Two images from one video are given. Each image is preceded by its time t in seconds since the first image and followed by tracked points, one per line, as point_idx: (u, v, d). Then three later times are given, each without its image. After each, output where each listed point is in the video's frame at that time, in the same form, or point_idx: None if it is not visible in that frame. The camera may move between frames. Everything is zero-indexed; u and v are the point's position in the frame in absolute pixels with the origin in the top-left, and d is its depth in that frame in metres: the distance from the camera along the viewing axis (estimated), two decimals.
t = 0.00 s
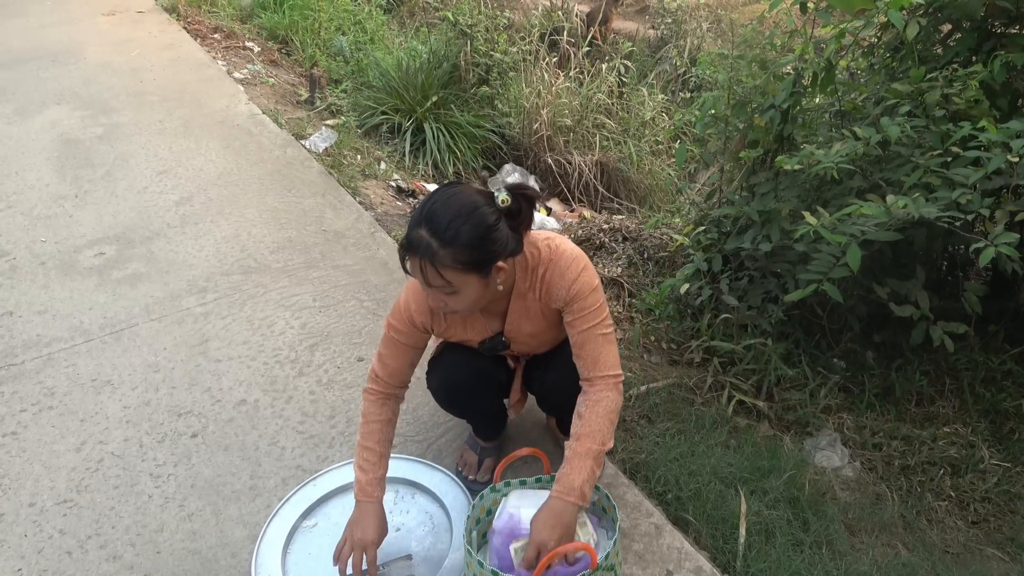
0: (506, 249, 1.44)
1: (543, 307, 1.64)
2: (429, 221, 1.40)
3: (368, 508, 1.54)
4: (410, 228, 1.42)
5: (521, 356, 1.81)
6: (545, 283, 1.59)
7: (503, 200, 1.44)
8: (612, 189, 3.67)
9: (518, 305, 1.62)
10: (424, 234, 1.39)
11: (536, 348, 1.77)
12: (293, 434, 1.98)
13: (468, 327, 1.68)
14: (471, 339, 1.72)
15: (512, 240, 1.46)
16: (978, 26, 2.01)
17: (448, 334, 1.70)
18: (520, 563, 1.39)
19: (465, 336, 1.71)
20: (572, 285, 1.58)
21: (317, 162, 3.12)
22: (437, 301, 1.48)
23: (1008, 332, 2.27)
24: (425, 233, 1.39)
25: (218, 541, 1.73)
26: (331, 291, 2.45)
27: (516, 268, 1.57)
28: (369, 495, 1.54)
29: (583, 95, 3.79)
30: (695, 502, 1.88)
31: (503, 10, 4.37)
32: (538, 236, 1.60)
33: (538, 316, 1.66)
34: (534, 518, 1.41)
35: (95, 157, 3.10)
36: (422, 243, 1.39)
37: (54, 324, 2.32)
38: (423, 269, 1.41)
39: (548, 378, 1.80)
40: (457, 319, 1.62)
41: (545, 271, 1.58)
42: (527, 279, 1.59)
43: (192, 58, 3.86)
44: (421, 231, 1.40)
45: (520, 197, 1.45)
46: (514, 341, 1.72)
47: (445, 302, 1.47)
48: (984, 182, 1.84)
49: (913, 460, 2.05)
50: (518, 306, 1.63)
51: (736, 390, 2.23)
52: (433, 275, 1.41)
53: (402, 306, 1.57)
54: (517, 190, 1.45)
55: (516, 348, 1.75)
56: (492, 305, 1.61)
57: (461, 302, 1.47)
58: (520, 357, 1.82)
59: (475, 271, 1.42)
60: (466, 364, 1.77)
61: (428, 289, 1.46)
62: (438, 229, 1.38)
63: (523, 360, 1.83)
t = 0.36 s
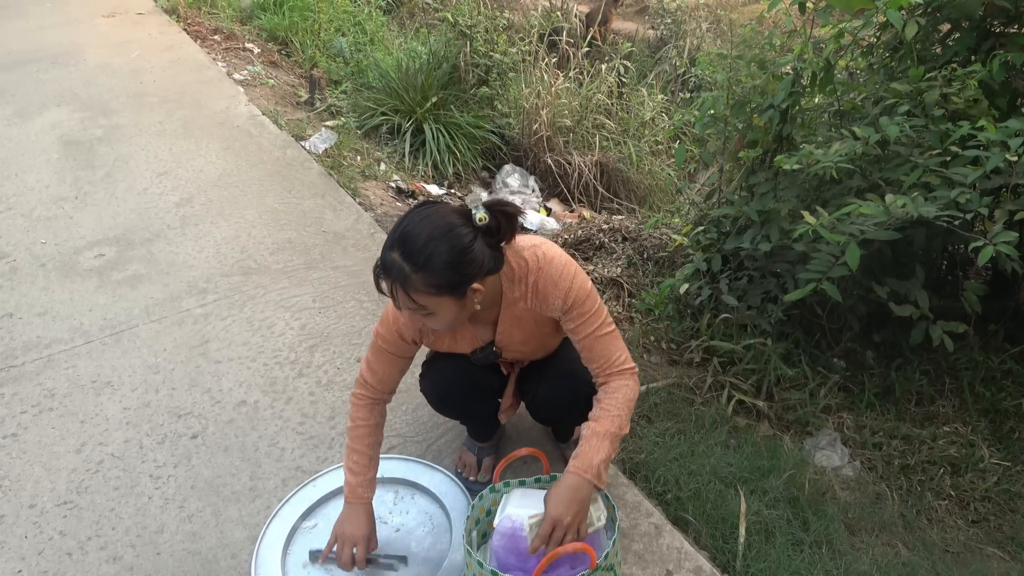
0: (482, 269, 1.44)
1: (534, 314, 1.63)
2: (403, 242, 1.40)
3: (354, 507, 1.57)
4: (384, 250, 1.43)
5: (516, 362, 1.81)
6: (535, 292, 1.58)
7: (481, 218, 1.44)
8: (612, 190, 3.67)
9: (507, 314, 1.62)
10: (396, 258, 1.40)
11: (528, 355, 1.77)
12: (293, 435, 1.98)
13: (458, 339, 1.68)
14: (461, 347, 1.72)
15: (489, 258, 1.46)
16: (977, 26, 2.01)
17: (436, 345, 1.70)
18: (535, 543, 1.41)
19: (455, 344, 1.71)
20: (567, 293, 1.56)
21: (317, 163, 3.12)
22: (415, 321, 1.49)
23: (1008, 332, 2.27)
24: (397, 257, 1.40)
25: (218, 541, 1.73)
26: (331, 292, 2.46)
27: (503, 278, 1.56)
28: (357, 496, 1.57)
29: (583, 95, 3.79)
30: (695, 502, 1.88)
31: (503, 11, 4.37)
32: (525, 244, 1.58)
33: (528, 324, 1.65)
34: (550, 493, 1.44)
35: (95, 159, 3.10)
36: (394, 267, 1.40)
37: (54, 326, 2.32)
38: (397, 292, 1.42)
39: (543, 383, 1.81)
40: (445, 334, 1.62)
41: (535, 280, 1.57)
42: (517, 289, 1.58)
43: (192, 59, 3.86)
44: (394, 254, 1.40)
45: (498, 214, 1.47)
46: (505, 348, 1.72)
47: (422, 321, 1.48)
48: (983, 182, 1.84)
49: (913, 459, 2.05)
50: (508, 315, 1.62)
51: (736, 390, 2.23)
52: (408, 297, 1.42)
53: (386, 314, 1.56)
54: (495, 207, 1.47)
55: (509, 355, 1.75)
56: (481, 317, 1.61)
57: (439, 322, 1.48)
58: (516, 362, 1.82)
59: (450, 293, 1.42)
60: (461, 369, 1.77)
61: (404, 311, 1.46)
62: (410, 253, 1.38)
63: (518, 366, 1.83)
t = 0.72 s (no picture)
0: (485, 280, 1.45)
1: (537, 320, 1.65)
2: (404, 259, 1.41)
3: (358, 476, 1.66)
4: (385, 265, 1.44)
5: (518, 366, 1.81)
6: (540, 297, 1.61)
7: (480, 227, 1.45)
8: (612, 189, 3.67)
9: (511, 320, 1.63)
10: (399, 274, 1.41)
11: (530, 359, 1.78)
12: (294, 435, 1.98)
13: (460, 346, 1.69)
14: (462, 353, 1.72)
15: (491, 268, 1.47)
16: (977, 21, 2.01)
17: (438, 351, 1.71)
18: (570, 482, 1.50)
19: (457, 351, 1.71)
20: (577, 296, 1.61)
21: (316, 164, 3.12)
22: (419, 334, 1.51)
23: (1009, 328, 2.27)
24: (399, 273, 1.41)
25: (220, 542, 1.73)
26: (331, 292, 2.45)
27: (506, 284, 1.58)
28: (364, 468, 1.65)
29: (582, 94, 3.79)
30: (697, 500, 1.88)
31: (502, 10, 4.37)
32: (527, 251, 1.62)
33: (532, 329, 1.67)
34: (574, 436, 1.56)
35: (94, 160, 3.10)
36: (397, 283, 1.41)
37: (54, 328, 2.32)
38: (401, 308, 1.43)
39: (542, 388, 1.81)
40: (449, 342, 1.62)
41: (541, 285, 1.60)
42: (523, 294, 1.61)
43: (191, 61, 3.86)
44: (395, 271, 1.41)
45: (497, 221, 1.48)
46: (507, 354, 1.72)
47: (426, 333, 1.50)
48: (983, 178, 1.83)
49: (914, 457, 2.05)
50: (512, 321, 1.63)
51: (737, 388, 2.22)
52: (412, 311, 1.43)
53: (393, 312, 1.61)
54: (494, 215, 1.48)
55: (511, 360, 1.75)
56: (484, 325, 1.63)
57: (443, 333, 1.50)
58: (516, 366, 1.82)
59: (454, 306, 1.44)
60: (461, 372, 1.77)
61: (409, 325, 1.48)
62: (412, 269, 1.39)
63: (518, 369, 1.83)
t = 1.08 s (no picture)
0: (498, 270, 1.47)
1: (545, 317, 1.66)
2: (420, 256, 1.41)
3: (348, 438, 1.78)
4: (400, 266, 1.43)
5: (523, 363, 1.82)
6: (548, 293, 1.62)
7: (486, 219, 1.46)
8: (613, 188, 3.67)
9: (519, 317, 1.63)
10: (417, 273, 1.41)
11: (536, 356, 1.78)
12: (296, 435, 1.98)
13: (467, 341, 1.69)
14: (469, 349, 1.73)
15: (502, 259, 1.48)
16: (977, 20, 2.01)
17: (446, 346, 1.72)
18: (579, 461, 1.57)
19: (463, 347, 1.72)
20: (586, 292, 1.64)
21: (317, 164, 3.12)
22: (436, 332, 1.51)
23: (1010, 326, 2.27)
24: (417, 271, 1.41)
25: (222, 542, 1.73)
26: (333, 292, 2.46)
27: (514, 280, 1.59)
28: (352, 434, 1.77)
29: (583, 93, 3.79)
30: (698, 499, 1.87)
31: (502, 10, 4.37)
32: (534, 248, 1.63)
33: (539, 325, 1.67)
34: (579, 415, 1.62)
35: (96, 161, 3.10)
36: (416, 282, 1.41)
37: (56, 328, 2.32)
38: (421, 307, 1.43)
39: (548, 385, 1.81)
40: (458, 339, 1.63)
41: (549, 281, 1.61)
42: (531, 290, 1.61)
43: (191, 61, 3.87)
44: (412, 270, 1.41)
45: (502, 213, 1.48)
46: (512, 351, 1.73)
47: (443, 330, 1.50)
48: (984, 176, 1.83)
49: (916, 455, 2.05)
50: (520, 317, 1.64)
51: (738, 386, 2.23)
52: (431, 309, 1.44)
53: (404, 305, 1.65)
54: (499, 206, 1.48)
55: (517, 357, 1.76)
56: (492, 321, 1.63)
57: (461, 328, 1.51)
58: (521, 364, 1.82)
59: (472, 299, 1.45)
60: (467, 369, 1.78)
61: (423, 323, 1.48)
62: (430, 266, 1.40)
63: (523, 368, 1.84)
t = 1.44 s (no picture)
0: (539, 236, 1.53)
1: (553, 307, 1.67)
2: (483, 228, 1.41)
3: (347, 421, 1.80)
4: (459, 244, 1.42)
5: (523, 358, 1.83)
6: (559, 283, 1.63)
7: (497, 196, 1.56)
8: (614, 188, 3.68)
9: (528, 308, 1.64)
10: (484, 244, 1.41)
11: (537, 349, 1.79)
12: (297, 434, 1.98)
13: (473, 330, 1.69)
14: (472, 339, 1.73)
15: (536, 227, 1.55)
16: (978, 20, 2.01)
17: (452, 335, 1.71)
18: (528, 433, 1.66)
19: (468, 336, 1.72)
20: (596, 283, 1.65)
21: (318, 163, 3.13)
22: (496, 309, 1.50)
23: (1010, 327, 2.27)
24: (485, 242, 1.41)
25: (223, 540, 1.74)
26: (334, 291, 2.46)
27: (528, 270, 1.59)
28: (352, 419, 1.78)
29: (584, 93, 3.80)
30: (698, 499, 1.88)
31: (503, 10, 4.37)
32: (548, 238, 1.64)
33: (545, 316, 1.69)
34: (553, 392, 1.66)
35: (98, 160, 3.11)
36: (487, 253, 1.40)
37: (58, 327, 2.33)
38: (497, 277, 1.43)
39: (546, 378, 1.82)
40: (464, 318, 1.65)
41: (561, 272, 1.62)
42: (545, 280, 1.62)
43: (193, 61, 3.87)
44: (479, 242, 1.41)
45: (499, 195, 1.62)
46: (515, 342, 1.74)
47: (502, 306, 1.50)
48: (984, 177, 1.83)
49: (916, 455, 2.06)
50: (528, 308, 1.65)
51: (739, 386, 2.23)
52: (501, 280, 1.43)
53: (414, 295, 1.63)
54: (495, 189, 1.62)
55: (520, 347, 1.76)
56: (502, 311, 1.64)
57: (518, 300, 1.52)
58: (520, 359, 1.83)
59: (532, 263, 1.48)
60: (468, 364, 1.78)
61: (487, 301, 1.47)
62: (498, 234, 1.41)
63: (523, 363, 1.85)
